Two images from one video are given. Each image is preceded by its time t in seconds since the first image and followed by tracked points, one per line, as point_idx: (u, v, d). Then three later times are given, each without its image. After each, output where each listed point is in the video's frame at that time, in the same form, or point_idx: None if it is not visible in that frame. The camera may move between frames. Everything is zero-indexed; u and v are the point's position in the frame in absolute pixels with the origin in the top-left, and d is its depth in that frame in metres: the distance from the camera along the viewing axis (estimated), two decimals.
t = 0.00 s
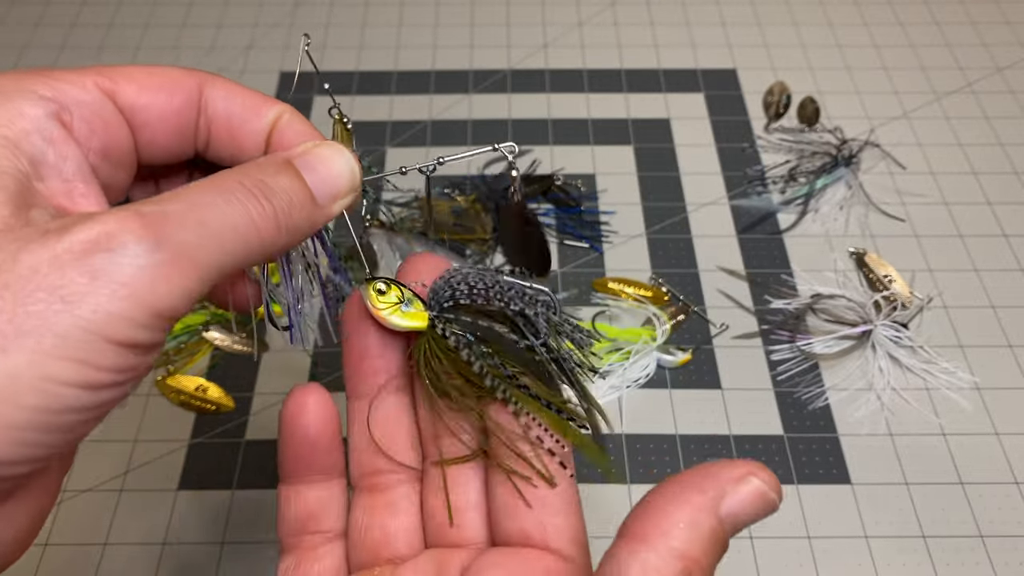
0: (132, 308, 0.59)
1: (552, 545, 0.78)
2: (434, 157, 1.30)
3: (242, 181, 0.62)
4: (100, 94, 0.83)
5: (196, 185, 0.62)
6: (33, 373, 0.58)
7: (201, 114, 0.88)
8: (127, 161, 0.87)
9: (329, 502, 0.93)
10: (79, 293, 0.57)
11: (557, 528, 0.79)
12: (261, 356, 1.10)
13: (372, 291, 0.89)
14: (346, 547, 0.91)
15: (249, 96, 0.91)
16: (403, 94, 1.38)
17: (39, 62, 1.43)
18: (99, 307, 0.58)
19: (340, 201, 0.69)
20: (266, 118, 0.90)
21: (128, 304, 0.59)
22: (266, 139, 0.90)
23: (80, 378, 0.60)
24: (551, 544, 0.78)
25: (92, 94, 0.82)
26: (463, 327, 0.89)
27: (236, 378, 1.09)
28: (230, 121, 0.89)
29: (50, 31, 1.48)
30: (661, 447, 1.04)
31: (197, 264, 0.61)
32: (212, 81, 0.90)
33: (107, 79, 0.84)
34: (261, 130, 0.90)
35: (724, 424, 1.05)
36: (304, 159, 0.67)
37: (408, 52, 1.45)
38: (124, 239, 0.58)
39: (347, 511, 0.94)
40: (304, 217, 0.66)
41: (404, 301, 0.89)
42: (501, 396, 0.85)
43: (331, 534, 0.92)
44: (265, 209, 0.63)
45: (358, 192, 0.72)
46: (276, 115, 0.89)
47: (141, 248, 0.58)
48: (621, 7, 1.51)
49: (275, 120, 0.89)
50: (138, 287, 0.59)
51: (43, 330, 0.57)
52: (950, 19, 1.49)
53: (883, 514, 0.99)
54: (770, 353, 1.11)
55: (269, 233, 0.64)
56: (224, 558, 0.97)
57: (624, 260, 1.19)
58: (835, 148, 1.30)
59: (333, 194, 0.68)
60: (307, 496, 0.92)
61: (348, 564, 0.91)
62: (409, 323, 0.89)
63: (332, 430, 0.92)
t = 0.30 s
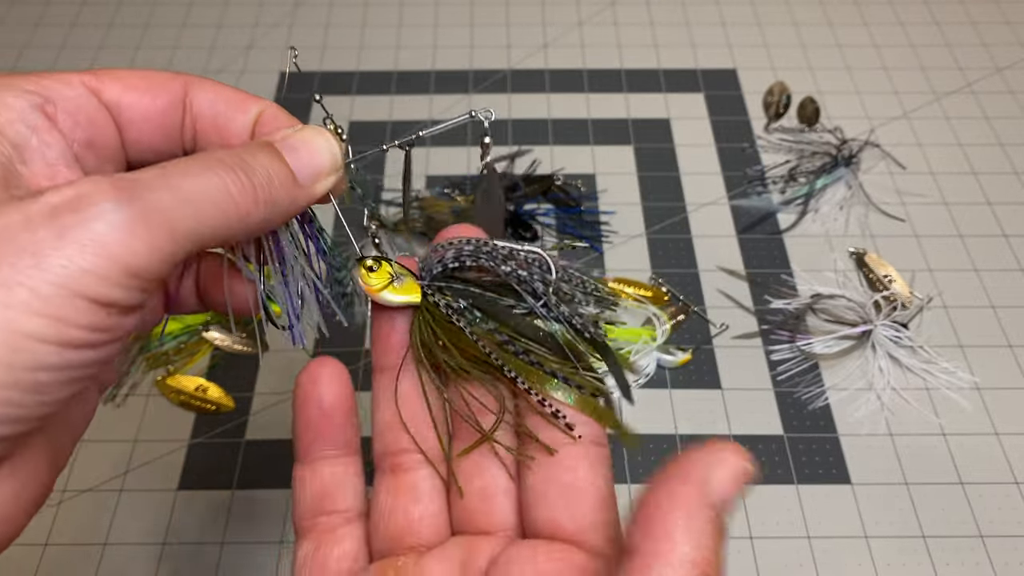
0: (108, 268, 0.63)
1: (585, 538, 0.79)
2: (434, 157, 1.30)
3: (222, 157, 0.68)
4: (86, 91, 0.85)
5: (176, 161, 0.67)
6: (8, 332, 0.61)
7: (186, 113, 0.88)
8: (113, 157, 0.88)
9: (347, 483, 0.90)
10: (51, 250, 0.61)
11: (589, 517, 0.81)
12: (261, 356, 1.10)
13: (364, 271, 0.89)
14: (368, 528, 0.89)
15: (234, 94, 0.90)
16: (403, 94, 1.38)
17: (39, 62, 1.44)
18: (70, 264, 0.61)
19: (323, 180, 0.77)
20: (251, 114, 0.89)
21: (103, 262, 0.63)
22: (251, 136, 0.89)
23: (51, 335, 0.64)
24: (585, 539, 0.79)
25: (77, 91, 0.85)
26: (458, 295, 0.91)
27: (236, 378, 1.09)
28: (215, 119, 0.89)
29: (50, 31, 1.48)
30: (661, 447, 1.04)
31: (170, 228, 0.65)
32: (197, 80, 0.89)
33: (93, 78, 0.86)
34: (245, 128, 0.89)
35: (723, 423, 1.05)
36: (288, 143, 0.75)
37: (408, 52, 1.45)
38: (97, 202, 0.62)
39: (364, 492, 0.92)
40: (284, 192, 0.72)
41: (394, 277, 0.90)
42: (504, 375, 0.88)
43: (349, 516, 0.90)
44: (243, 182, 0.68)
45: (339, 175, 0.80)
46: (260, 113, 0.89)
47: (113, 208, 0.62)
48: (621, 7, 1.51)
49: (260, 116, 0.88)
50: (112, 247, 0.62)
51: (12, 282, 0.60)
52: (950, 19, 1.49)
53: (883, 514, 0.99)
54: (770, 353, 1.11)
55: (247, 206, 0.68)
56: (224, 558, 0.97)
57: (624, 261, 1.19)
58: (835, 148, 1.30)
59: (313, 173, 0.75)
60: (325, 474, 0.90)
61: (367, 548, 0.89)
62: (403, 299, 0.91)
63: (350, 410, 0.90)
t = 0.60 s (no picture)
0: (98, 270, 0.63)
1: (604, 529, 0.81)
2: (434, 156, 1.30)
3: (212, 146, 0.68)
4: (81, 65, 0.85)
5: (166, 150, 0.67)
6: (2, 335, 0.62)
7: (183, 83, 0.89)
8: (111, 132, 0.89)
9: (355, 440, 0.88)
10: (42, 252, 0.61)
11: (613, 508, 0.82)
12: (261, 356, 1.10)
13: (378, 247, 0.89)
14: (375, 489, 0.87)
15: (231, 64, 0.91)
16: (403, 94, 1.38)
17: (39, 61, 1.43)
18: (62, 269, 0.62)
19: (318, 163, 0.75)
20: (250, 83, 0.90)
21: (94, 265, 0.63)
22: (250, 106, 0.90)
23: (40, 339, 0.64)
24: (604, 531, 0.81)
25: (72, 65, 0.85)
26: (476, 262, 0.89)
27: (236, 377, 1.09)
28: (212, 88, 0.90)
29: (49, 31, 1.48)
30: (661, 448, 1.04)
31: (164, 225, 0.65)
32: (194, 50, 0.90)
33: (87, 51, 0.86)
34: (243, 98, 0.90)
35: (723, 424, 1.05)
36: (280, 122, 0.73)
37: (408, 52, 1.44)
38: (89, 200, 0.62)
39: (371, 452, 0.89)
40: (277, 178, 0.71)
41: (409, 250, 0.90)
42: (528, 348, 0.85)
43: (354, 475, 0.87)
44: (234, 172, 0.67)
45: (336, 154, 0.78)
46: (259, 81, 0.90)
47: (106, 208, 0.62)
48: (621, 7, 1.51)
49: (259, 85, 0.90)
50: (103, 249, 0.62)
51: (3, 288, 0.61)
52: (950, 19, 1.49)
53: (883, 514, 0.99)
54: (770, 353, 1.11)
55: (239, 195, 0.68)
56: (223, 558, 0.97)
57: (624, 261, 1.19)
58: (836, 147, 1.30)
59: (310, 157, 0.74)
60: (337, 428, 0.88)
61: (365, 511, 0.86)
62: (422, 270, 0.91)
63: (374, 369, 0.90)
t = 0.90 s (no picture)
0: (58, 258, 0.60)
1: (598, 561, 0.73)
2: (434, 156, 1.30)
3: (195, 143, 0.65)
4: (81, 45, 0.85)
5: (143, 143, 0.63)
6: None
7: (184, 74, 0.89)
8: (106, 115, 0.89)
9: (390, 470, 0.89)
10: (2, 234, 0.58)
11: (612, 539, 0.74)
12: (262, 356, 1.10)
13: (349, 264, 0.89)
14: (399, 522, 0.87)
15: (234, 60, 0.91)
16: (404, 94, 1.38)
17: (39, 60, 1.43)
18: (19, 253, 0.59)
19: (303, 171, 0.73)
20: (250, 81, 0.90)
21: (58, 254, 0.60)
22: (247, 103, 0.89)
23: None
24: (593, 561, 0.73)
25: (72, 45, 0.84)
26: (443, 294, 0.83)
27: (236, 377, 1.09)
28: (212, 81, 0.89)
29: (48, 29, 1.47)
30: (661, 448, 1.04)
31: (129, 216, 0.61)
32: (199, 43, 0.90)
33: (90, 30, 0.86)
34: (241, 94, 0.90)
35: (724, 424, 1.05)
36: (270, 127, 0.70)
37: (408, 52, 1.44)
38: (58, 186, 0.59)
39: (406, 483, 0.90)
40: (258, 185, 0.69)
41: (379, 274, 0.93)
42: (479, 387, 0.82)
43: (386, 506, 0.88)
44: (216, 174, 0.65)
45: (322, 165, 0.76)
46: (258, 80, 0.90)
47: (70, 196, 0.59)
48: (621, 6, 1.51)
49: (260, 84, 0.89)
50: (64, 237, 0.60)
51: None
52: (950, 19, 1.49)
53: (883, 514, 0.99)
54: (771, 353, 1.11)
55: (217, 197, 0.66)
56: (223, 558, 0.96)
57: (624, 261, 1.19)
58: (835, 148, 1.30)
59: (297, 166, 0.72)
60: (371, 456, 0.89)
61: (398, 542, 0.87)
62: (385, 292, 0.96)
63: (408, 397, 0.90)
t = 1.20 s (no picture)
0: (15, 277, 0.60)
1: None
2: (434, 156, 1.30)
3: (175, 154, 0.63)
4: (69, 35, 0.84)
5: (122, 152, 0.62)
6: None
7: (176, 67, 0.89)
8: (91, 107, 0.90)
9: (385, 479, 0.89)
10: None
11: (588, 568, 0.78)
12: (261, 356, 1.10)
13: (322, 286, 0.82)
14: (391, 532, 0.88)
15: (231, 57, 0.91)
16: (404, 94, 1.38)
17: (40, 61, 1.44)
18: None
19: (286, 188, 0.70)
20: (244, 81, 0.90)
21: (13, 274, 0.60)
22: (238, 103, 0.90)
23: None
24: None
25: (60, 34, 0.84)
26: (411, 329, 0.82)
27: (236, 377, 1.09)
28: (205, 78, 0.90)
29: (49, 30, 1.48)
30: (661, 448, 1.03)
31: (95, 241, 0.62)
32: (195, 35, 0.90)
33: (80, 18, 0.85)
34: (234, 93, 0.90)
35: (724, 424, 1.05)
36: (256, 138, 0.67)
37: (408, 52, 1.44)
38: (22, 205, 0.58)
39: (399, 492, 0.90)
40: (237, 201, 0.67)
41: (355, 299, 0.83)
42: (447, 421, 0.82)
43: (379, 515, 0.88)
44: (193, 190, 0.63)
45: (307, 180, 0.73)
46: (253, 81, 0.90)
47: (36, 217, 0.58)
48: (621, 7, 1.51)
49: (253, 85, 0.90)
50: (24, 257, 0.59)
51: None
52: (950, 19, 1.49)
53: (883, 514, 0.98)
54: (771, 353, 1.11)
55: (192, 212, 0.64)
56: (223, 557, 0.97)
57: (623, 261, 1.19)
58: (835, 148, 1.30)
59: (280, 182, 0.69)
60: (366, 466, 0.88)
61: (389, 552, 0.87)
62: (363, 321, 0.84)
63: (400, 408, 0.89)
